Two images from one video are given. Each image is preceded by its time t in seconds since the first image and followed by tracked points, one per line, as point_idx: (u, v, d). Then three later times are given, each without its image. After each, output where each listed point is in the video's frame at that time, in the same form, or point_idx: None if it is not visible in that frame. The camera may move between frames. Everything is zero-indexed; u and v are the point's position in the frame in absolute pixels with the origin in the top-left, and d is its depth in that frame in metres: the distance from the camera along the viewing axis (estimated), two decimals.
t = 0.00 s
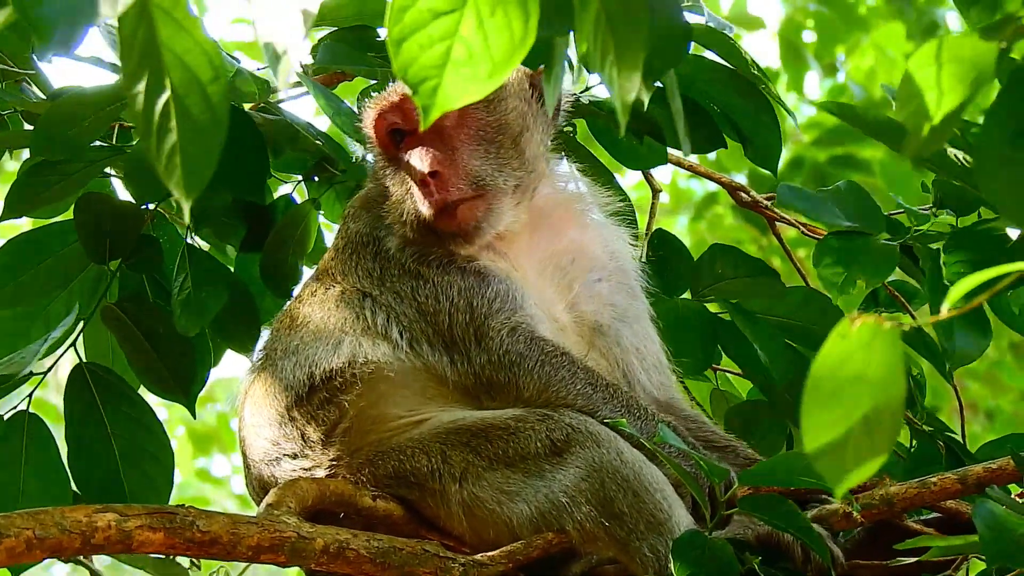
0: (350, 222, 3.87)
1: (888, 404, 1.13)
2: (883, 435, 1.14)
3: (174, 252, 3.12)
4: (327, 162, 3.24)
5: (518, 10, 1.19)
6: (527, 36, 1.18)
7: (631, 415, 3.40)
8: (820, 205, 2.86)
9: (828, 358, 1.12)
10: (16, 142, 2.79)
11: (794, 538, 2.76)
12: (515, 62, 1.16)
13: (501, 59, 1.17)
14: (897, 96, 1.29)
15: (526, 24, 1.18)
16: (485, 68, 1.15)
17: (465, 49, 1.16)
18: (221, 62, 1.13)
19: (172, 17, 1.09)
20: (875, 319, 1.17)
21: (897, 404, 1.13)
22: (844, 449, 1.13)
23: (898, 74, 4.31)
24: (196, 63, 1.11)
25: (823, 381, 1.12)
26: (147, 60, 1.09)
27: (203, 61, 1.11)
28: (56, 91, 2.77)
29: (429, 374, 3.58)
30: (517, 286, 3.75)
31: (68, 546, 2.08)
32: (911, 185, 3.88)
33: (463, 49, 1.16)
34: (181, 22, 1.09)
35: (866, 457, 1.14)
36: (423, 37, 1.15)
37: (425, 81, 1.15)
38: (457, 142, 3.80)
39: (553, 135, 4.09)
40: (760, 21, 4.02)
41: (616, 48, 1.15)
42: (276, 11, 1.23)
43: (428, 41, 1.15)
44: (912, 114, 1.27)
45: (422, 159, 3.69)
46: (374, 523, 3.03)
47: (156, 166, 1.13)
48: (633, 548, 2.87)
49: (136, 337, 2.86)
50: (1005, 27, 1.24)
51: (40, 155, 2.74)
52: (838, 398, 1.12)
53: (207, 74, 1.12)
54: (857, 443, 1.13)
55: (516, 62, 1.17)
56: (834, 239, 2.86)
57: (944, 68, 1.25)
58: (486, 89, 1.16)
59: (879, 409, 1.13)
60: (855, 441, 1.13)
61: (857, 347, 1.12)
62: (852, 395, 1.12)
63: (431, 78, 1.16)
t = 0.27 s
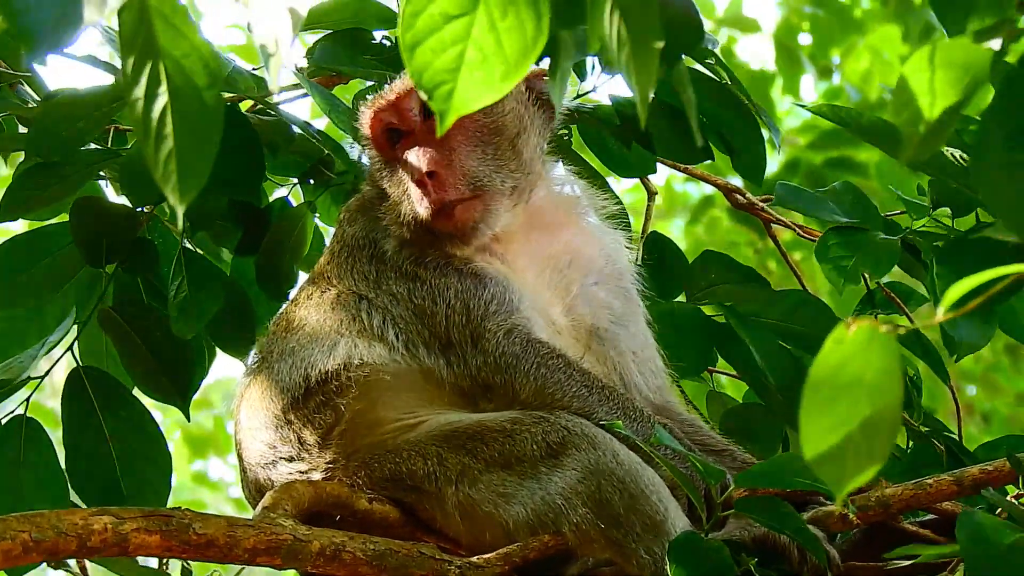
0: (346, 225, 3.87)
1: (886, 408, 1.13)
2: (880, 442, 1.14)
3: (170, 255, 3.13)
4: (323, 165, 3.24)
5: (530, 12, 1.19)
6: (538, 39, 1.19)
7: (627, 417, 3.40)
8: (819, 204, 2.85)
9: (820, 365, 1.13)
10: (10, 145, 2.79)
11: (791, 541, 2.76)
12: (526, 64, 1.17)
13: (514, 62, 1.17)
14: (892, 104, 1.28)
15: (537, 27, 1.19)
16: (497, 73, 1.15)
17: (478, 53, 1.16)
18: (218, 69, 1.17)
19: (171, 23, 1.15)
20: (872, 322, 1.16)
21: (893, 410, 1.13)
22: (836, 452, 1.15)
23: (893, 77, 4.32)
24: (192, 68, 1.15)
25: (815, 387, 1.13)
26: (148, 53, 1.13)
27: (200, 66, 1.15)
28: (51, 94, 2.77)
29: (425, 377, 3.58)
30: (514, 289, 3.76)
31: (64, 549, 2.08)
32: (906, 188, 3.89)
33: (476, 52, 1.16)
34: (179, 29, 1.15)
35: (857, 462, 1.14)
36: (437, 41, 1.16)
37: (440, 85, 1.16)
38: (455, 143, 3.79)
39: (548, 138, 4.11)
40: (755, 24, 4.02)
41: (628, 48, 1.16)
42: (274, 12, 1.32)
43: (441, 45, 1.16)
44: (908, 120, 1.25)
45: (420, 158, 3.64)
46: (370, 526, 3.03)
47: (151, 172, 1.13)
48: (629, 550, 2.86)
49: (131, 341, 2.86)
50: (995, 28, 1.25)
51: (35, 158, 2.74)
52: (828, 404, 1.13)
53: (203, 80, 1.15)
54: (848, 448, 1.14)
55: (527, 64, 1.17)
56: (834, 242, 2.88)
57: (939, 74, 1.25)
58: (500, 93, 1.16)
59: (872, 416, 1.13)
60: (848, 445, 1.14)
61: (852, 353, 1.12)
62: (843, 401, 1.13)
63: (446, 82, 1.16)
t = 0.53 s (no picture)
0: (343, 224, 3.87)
1: (901, 412, 1.15)
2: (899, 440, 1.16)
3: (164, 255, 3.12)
4: (317, 165, 3.24)
5: (512, 13, 1.11)
6: (520, 40, 1.11)
7: (622, 416, 3.40)
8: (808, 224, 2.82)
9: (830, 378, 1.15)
10: (4, 145, 2.78)
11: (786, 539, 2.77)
12: (507, 67, 1.09)
13: (496, 63, 1.10)
14: (889, 109, 1.28)
15: (519, 26, 1.11)
16: (476, 75, 1.08)
17: (456, 54, 1.10)
18: (200, 69, 1.09)
19: (151, 20, 1.07)
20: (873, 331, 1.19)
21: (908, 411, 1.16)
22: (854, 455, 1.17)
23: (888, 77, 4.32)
24: (170, 67, 1.08)
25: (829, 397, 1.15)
26: (123, 55, 1.07)
27: (179, 64, 1.08)
28: (44, 94, 2.77)
29: (421, 376, 3.58)
30: (510, 288, 3.76)
31: (59, 549, 2.08)
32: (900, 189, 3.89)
33: (455, 52, 1.10)
34: (158, 23, 1.08)
35: (872, 463, 1.17)
36: (415, 42, 1.09)
37: (416, 87, 1.09)
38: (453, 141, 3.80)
39: (546, 138, 4.12)
40: (751, 25, 4.02)
41: (608, 52, 1.08)
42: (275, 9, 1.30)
43: (419, 46, 1.09)
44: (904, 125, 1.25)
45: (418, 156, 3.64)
46: (365, 525, 3.03)
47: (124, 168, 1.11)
48: (624, 550, 2.86)
49: (126, 341, 2.86)
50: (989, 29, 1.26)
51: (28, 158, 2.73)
52: (842, 414, 1.15)
53: (181, 79, 1.08)
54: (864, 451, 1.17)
55: (508, 66, 1.10)
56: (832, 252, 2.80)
57: (932, 77, 1.25)
58: (479, 95, 1.09)
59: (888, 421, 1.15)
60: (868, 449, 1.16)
61: (859, 362, 1.15)
62: (858, 408, 1.15)
63: (423, 84, 1.10)
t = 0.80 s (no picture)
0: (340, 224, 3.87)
1: (890, 396, 1.20)
2: (888, 428, 1.20)
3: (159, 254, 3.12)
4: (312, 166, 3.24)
5: (507, 16, 1.21)
6: (515, 41, 1.21)
7: (618, 418, 3.40)
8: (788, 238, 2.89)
9: (820, 361, 1.20)
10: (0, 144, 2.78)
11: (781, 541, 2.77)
12: (503, 67, 1.19)
13: (490, 63, 1.19)
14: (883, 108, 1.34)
15: (515, 28, 1.21)
16: (474, 74, 1.17)
17: (455, 54, 1.17)
18: (208, 69, 1.22)
19: (160, 24, 1.18)
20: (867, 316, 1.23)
21: (895, 399, 1.20)
22: (849, 442, 1.20)
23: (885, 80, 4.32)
24: (179, 67, 1.20)
25: (822, 382, 1.19)
26: (134, 57, 1.18)
27: (188, 65, 1.20)
28: (40, 95, 2.77)
29: (417, 377, 3.58)
30: (507, 289, 3.75)
31: (53, 549, 2.08)
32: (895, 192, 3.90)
33: (453, 52, 1.17)
34: (166, 27, 1.19)
35: (866, 449, 1.20)
36: (413, 41, 1.16)
37: (417, 85, 1.16)
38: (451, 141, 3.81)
39: (542, 140, 4.13)
40: (748, 27, 4.03)
41: (606, 54, 1.18)
42: (265, 11, 1.24)
43: (418, 44, 1.16)
44: (906, 121, 1.35)
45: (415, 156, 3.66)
46: (360, 526, 3.03)
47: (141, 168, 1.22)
48: (619, 552, 2.86)
49: (121, 341, 2.87)
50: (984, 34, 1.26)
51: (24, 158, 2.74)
52: (834, 398, 1.19)
53: (191, 79, 1.20)
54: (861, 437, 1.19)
55: (505, 66, 1.19)
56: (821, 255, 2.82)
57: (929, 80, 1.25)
58: (477, 95, 1.18)
59: (877, 406, 1.19)
60: (860, 436, 1.20)
61: (850, 346, 1.20)
62: (849, 392, 1.20)
63: (422, 82, 1.17)
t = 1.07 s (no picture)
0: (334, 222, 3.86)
1: (878, 399, 1.33)
2: (881, 427, 1.34)
3: (151, 254, 3.10)
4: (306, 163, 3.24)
5: (501, 15, 1.28)
6: (509, 39, 1.27)
7: (611, 415, 3.41)
8: (798, 209, 2.87)
9: (816, 364, 1.33)
10: None
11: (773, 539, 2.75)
12: (496, 65, 1.26)
13: (484, 60, 1.26)
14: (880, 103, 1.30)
15: (509, 26, 1.28)
16: (467, 72, 1.24)
17: (449, 51, 1.25)
18: (192, 68, 1.23)
19: (145, 19, 1.22)
20: (857, 320, 1.36)
21: (888, 399, 1.33)
22: (848, 441, 1.33)
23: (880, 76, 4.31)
24: (164, 65, 1.22)
25: (818, 381, 1.32)
26: (118, 54, 1.22)
27: (172, 63, 1.22)
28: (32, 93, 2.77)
29: (411, 375, 3.58)
30: (501, 287, 3.76)
31: (47, 547, 2.09)
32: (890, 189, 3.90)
33: (447, 49, 1.25)
34: (152, 25, 1.22)
35: (871, 449, 1.33)
36: (409, 39, 1.24)
37: (412, 82, 1.24)
38: (445, 137, 3.85)
39: (536, 137, 4.12)
40: (744, 22, 4.02)
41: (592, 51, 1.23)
42: (254, 13, 1.36)
43: (414, 42, 1.24)
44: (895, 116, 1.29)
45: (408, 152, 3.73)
46: (354, 524, 3.02)
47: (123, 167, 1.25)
48: (613, 549, 2.87)
49: (114, 338, 2.87)
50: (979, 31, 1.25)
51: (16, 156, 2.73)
52: (829, 396, 1.32)
53: (175, 78, 1.22)
54: (853, 436, 1.33)
55: (498, 63, 1.26)
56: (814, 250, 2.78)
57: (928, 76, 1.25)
58: (470, 91, 1.25)
59: (869, 403, 1.32)
60: (855, 437, 1.33)
61: (845, 348, 1.33)
62: (842, 394, 1.32)
63: (417, 78, 1.25)
